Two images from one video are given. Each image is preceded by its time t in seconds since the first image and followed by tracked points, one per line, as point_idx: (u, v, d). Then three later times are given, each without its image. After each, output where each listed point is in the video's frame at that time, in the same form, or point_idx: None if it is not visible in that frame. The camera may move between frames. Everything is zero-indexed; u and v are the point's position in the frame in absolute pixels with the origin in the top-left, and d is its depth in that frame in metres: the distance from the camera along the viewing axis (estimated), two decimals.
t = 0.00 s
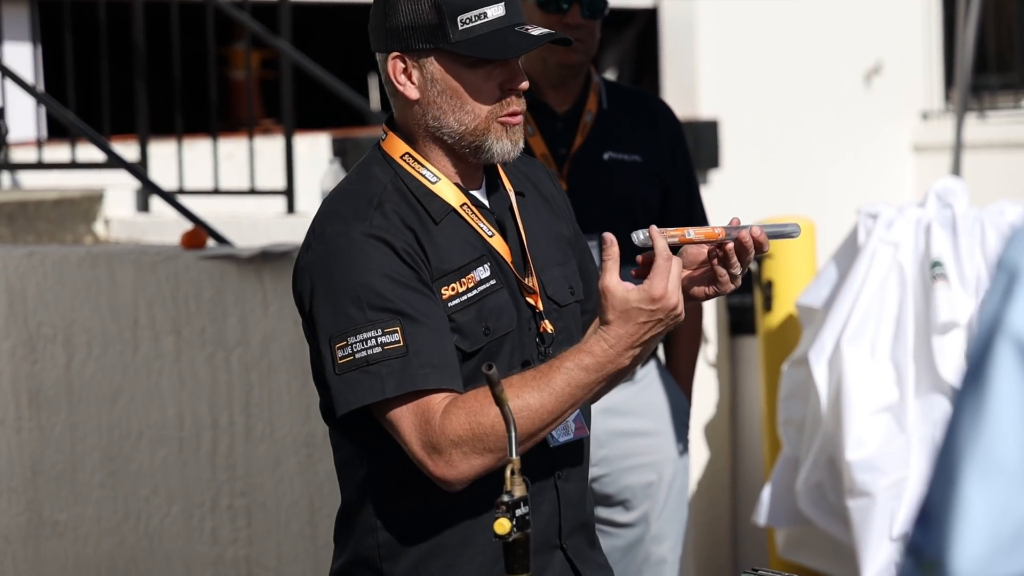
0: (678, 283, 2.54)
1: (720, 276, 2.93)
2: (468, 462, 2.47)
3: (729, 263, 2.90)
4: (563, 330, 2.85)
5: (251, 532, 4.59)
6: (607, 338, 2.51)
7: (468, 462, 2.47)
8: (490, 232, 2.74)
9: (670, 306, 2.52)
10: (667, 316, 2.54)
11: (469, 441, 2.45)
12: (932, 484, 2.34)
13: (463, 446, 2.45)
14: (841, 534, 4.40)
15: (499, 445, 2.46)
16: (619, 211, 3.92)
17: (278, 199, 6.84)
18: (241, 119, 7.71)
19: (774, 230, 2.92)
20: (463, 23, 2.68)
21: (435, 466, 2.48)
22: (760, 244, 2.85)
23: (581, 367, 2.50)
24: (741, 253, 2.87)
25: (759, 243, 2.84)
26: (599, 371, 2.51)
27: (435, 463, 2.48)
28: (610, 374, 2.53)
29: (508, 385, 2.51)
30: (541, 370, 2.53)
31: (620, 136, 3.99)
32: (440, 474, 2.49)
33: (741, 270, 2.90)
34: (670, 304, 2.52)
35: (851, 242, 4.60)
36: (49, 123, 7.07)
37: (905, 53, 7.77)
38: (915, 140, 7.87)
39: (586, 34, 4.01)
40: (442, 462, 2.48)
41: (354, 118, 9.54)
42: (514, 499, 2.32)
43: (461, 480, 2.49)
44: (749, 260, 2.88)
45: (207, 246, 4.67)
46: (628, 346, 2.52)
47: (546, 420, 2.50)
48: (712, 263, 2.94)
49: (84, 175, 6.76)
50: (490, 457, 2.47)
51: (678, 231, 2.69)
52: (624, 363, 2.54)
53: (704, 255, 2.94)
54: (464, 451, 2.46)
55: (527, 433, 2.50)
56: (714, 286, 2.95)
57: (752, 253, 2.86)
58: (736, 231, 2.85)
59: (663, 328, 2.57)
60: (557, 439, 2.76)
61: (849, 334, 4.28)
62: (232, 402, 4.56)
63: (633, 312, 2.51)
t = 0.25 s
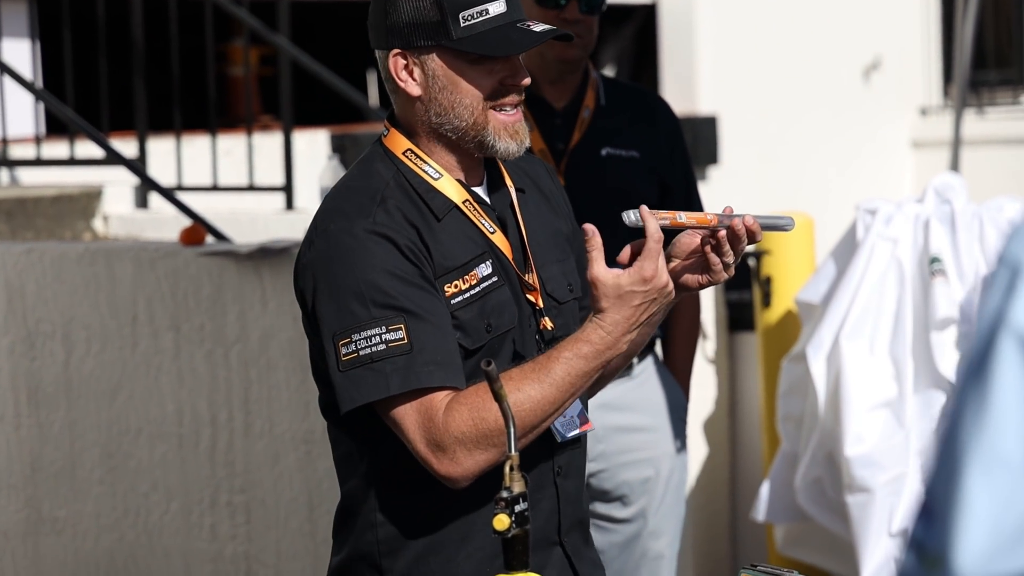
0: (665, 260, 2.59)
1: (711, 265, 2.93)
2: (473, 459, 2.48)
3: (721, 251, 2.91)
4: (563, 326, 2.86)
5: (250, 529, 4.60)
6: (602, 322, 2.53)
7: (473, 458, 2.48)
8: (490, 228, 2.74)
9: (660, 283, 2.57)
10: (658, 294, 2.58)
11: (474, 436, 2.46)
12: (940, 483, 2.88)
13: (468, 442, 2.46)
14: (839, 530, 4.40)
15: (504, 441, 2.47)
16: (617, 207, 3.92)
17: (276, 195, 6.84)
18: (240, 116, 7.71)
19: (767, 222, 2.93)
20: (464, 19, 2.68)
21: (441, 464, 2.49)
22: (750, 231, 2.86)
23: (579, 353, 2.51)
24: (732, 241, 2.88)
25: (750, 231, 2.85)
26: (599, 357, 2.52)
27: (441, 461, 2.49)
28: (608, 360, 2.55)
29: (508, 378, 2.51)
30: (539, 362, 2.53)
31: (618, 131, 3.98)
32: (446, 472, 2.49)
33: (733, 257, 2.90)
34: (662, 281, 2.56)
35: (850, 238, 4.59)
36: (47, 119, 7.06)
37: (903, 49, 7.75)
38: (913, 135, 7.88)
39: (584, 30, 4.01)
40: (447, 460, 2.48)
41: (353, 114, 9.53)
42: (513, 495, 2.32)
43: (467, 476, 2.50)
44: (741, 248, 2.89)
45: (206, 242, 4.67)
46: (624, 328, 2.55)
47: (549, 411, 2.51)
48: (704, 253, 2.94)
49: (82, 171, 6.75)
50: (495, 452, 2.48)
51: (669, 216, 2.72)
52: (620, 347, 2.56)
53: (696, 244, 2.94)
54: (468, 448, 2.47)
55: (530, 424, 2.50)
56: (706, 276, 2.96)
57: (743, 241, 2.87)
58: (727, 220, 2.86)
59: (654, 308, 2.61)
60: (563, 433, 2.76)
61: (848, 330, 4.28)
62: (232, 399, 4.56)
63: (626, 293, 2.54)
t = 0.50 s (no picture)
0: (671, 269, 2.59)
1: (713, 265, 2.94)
2: (471, 457, 2.48)
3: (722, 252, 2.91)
4: (561, 324, 2.86)
5: (251, 525, 4.58)
6: (606, 327, 2.53)
7: (471, 457, 2.48)
8: (489, 225, 2.75)
9: (666, 292, 2.56)
10: (663, 303, 2.58)
11: (473, 434, 2.47)
12: (937, 473, 2.35)
13: (467, 440, 2.47)
14: (840, 527, 4.39)
15: (502, 440, 2.47)
16: (615, 203, 3.93)
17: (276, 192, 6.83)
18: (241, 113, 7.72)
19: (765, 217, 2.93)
20: (464, 19, 2.68)
21: (438, 462, 2.49)
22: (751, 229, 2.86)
23: (580, 357, 2.51)
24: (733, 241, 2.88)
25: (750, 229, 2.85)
26: (600, 359, 2.52)
27: (438, 459, 2.49)
28: (610, 366, 2.55)
29: (509, 378, 2.51)
30: (541, 363, 2.53)
31: (617, 127, 3.98)
32: (443, 470, 2.50)
33: (734, 256, 2.91)
34: (668, 290, 2.56)
35: (850, 235, 4.60)
36: (47, 117, 7.08)
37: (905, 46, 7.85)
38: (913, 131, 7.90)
39: (582, 26, 4.01)
40: (445, 457, 2.49)
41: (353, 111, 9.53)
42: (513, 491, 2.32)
43: (464, 475, 2.50)
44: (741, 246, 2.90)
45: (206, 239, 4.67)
46: (627, 334, 2.54)
47: (548, 414, 2.50)
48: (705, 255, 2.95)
49: (83, 169, 6.77)
50: (494, 452, 2.48)
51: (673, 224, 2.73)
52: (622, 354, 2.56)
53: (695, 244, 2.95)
54: (466, 446, 2.47)
55: (529, 426, 2.50)
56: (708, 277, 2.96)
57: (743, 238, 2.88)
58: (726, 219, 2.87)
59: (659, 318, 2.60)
60: (561, 431, 2.77)
61: (849, 327, 4.27)
62: (231, 395, 4.55)
63: (631, 299, 2.54)
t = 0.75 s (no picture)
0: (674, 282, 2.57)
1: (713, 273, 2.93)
2: (465, 457, 2.48)
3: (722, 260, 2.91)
4: (557, 322, 2.86)
5: (251, 523, 4.58)
6: (608, 337, 2.52)
7: (464, 457, 2.48)
8: (486, 224, 2.75)
9: (670, 305, 2.55)
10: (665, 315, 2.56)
11: (468, 435, 2.46)
12: (940, 471, 2.72)
13: (462, 441, 2.47)
14: (840, 525, 4.39)
15: (497, 441, 2.47)
16: (614, 199, 3.93)
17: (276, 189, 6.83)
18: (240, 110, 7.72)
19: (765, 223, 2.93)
20: (463, 16, 2.68)
21: (431, 461, 2.49)
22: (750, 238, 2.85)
23: (581, 367, 2.51)
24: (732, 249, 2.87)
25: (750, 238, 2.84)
26: (600, 368, 2.52)
27: (431, 457, 2.49)
28: (609, 375, 2.54)
29: (508, 381, 2.51)
30: (541, 368, 2.54)
31: (616, 124, 3.98)
32: (437, 470, 2.50)
33: (734, 264, 2.90)
34: (671, 304, 2.54)
35: (850, 232, 4.60)
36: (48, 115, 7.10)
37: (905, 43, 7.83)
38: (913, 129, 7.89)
39: (580, 23, 4.00)
40: (439, 456, 2.49)
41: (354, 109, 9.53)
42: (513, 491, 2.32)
43: (458, 475, 2.50)
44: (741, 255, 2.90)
45: (206, 238, 4.67)
46: (627, 346, 2.53)
47: (544, 420, 2.50)
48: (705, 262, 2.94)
49: (83, 166, 6.77)
50: (489, 453, 2.49)
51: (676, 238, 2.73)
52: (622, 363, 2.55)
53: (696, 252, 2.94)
54: (460, 447, 2.47)
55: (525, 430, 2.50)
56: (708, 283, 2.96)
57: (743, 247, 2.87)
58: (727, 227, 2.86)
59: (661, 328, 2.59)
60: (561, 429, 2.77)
61: (849, 324, 4.27)
62: (231, 393, 4.55)
63: (632, 311, 2.52)
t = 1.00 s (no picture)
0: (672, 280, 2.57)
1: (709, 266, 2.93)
2: (463, 453, 2.49)
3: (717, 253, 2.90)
4: (555, 315, 2.86)
5: (251, 515, 4.60)
6: (606, 335, 2.52)
7: (462, 453, 2.49)
8: (484, 217, 2.75)
9: (667, 302, 2.55)
10: (663, 311, 2.56)
11: (466, 430, 2.47)
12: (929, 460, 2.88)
13: (460, 435, 2.47)
14: (840, 517, 4.39)
15: (495, 436, 2.48)
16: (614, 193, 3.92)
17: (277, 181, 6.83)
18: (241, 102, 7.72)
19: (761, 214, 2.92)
20: (461, 6, 2.68)
21: (429, 455, 2.49)
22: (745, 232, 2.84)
23: (579, 364, 2.51)
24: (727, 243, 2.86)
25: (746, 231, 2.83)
26: (599, 365, 2.52)
27: (429, 451, 2.49)
28: (607, 373, 2.54)
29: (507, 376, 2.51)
30: (538, 365, 2.54)
31: (616, 117, 3.98)
32: (434, 465, 2.50)
33: (729, 257, 2.89)
34: (668, 300, 2.55)
35: (850, 225, 4.60)
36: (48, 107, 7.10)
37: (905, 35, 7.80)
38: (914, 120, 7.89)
39: (580, 15, 3.96)
40: (437, 451, 2.49)
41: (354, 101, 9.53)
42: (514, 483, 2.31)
43: (455, 470, 2.51)
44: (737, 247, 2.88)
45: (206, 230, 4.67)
46: (626, 343, 2.53)
47: (542, 416, 2.50)
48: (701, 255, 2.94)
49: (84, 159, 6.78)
50: (486, 449, 2.49)
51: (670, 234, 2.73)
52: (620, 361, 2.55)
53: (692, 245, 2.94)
54: (458, 441, 2.48)
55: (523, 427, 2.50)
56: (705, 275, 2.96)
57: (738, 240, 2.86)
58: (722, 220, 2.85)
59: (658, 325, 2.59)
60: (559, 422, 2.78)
61: (849, 316, 4.27)
62: (232, 385, 4.56)
63: (631, 309, 2.52)
